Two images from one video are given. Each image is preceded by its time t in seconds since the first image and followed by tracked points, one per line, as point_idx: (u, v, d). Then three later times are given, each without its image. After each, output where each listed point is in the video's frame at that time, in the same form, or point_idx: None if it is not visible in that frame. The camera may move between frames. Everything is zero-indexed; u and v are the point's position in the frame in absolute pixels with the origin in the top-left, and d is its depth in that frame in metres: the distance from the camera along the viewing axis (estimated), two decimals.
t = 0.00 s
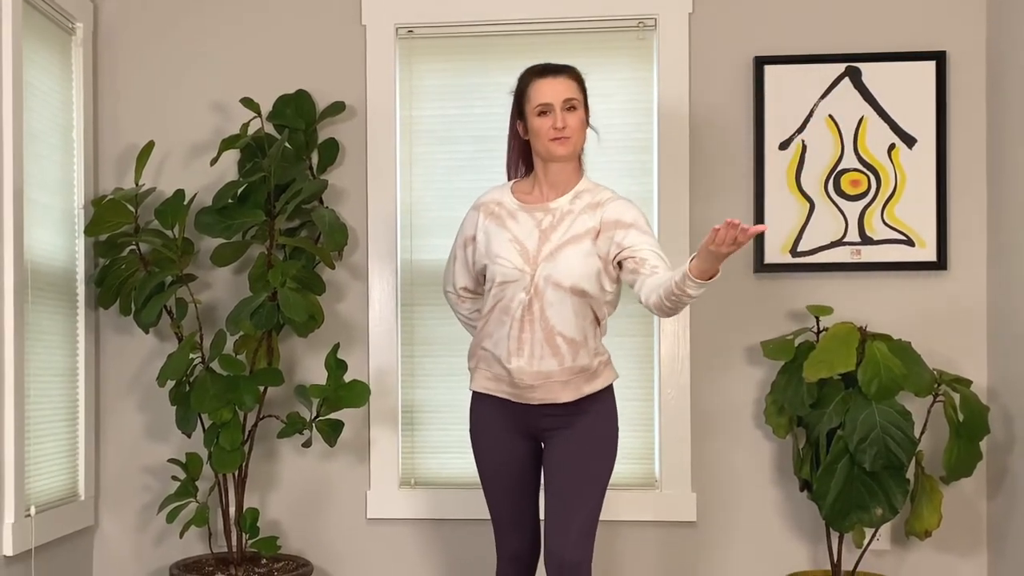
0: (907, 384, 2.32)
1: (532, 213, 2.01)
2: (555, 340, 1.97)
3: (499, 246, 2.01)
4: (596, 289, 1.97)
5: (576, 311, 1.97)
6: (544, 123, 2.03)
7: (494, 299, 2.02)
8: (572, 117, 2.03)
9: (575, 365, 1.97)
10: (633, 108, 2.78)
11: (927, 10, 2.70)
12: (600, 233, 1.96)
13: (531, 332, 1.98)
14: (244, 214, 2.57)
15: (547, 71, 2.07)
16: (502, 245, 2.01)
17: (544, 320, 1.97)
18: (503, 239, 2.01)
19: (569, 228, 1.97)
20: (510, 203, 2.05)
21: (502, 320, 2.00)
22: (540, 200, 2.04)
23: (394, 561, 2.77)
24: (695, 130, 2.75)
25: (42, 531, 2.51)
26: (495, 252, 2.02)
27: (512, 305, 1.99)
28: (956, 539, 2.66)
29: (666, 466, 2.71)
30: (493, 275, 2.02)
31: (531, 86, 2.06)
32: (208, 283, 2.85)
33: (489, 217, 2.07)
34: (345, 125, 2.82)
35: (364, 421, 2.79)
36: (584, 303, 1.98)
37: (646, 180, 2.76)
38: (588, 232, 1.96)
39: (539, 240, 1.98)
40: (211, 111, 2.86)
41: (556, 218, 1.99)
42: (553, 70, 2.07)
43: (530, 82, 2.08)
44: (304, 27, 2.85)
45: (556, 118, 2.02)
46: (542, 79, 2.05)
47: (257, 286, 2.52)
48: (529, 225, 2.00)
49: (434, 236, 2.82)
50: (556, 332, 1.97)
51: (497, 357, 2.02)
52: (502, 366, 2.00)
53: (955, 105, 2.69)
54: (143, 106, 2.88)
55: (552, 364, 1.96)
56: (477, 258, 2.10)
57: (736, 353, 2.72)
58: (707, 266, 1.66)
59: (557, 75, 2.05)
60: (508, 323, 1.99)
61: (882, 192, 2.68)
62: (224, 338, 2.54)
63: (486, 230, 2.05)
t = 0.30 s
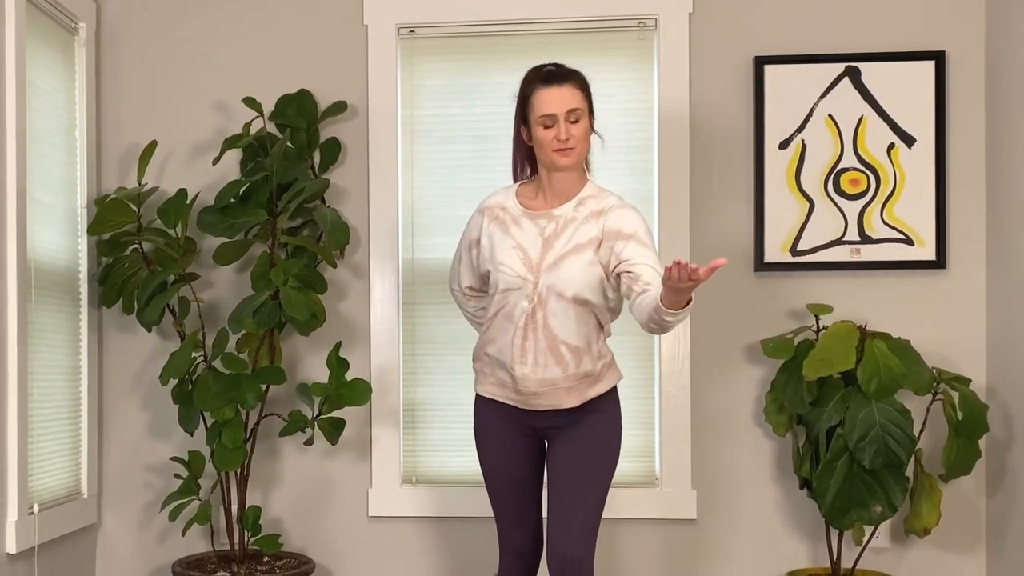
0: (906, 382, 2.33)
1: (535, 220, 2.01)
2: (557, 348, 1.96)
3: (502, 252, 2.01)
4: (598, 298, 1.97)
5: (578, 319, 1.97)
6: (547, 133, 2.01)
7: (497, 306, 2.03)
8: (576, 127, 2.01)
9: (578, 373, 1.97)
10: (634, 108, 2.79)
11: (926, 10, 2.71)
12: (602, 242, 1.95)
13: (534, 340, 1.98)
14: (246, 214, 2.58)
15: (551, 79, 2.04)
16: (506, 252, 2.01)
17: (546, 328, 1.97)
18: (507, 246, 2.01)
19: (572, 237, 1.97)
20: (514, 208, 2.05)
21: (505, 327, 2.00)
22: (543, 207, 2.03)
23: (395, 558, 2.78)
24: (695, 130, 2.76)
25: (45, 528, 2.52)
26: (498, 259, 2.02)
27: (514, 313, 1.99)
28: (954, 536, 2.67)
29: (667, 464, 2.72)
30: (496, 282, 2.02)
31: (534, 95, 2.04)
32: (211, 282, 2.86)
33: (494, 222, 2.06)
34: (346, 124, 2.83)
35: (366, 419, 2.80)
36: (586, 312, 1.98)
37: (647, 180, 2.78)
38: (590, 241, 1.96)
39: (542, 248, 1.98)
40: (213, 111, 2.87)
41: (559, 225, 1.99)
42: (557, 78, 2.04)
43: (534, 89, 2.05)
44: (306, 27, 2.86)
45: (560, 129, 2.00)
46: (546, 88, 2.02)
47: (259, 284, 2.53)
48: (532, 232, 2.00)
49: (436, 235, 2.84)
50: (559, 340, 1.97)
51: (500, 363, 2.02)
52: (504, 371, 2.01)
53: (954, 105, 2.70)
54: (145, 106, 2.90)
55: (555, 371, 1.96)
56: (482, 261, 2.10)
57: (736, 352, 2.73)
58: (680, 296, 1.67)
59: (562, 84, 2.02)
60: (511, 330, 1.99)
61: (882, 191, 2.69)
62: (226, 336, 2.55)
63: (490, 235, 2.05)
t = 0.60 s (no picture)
0: (905, 381, 2.35)
1: (540, 227, 2.01)
2: (561, 356, 1.97)
3: (506, 260, 2.01)
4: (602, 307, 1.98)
5: (581, 328, 1.97)
6: (551, 149, 1.97)
7: (501, 312, 2.03)
8: (580, 144, 1.96)
9: (581, 380, 1.98)
10: (634, 108, 2.80)
11: (925, 10, 2.72)
12: (605, 252, 1.95)
13: (538, 348, 1.99)
14: (248, 213, 2.58)
15: (555, 91, 1.98)
16: (510, 260, 2.01)
17: (550, 336, 1.97)
18: (510, 254, 2.01)
19: (576, 246, 1.96)
20: (518, 214, 2.05)
21: (509, 334, 2.02)
22: (547, 215, 2.02)
23: (397, 556, 2.80)
24: (695, 129, 2.77)
25: (49, 526, 2.54)
26: (502, 266, 2.02)
27: (519, 321, 2.00)
28: (954, 534, 2.68)
29: (667, 462, 2.74)
30: (500, 289, 2.02)
31: (537, 107, 1.99)
32: (213, 281, 2.88)
33: (498, 227, 2.06)
34: (348, 124, 2.84)
35: (368, 418, 2.82)
36: (590, 321, 1.98)
37: (647, 179, 2.79)
38: (593, 251, 1.95)
39: (546, 257, 1.98)
40: (216, 110, 2.89)
41: (563, 234, 1.98)
42: (561, 91, 1.98)
43: (537, 101, 2.00)
44: (308, 27, 2.87)
45: (563, 147, 1.96)
46: (549, 102, 1.97)
47: (262, 284, 2.54)
48: (536, 240, 2.00)
49: (437, 235, 2.85)
50: (563, 349, 1.97)
51: (504, 368, 2.04)
52: (508, 377, 2.02)
53: (954, 105, 2.71)
54: (148, 106, 2.91)
55: (558, 378, 1.97)
56: (486, 264, 2.10)
57: (737, 350, 2.74)
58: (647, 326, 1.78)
59: (565, 98, 1.96)
60: (515, 337, 2.00)
61: (881, 191, 2.71)
62: (229, 335, 2.56)
63: (494, 241, 2.05)
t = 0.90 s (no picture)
0: (904, 379, 2.36)
1: (541, 237, 2.01)
2: (564, 363, 1.99)
3: (509, 269, 2.02)
4: (604, 315, 1.99)
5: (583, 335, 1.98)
6: (551, 165, 1.96)
7: (504, 319, 2.05)
8: (582, 161, 1.95)
9: (584, 386, 2.00)
10: (635, 107, 2.81)
11: (925, 10, 2.74)
12: (607, 263, 1.95)
13: (540, 355, 2.00)
14: (249, 212, 2.59)
15: (556, 108, 1.96)
16: (512, 269, 2.02)
17: (552, 344, 1.99)
18: (513, 262, 2.02)
19: (578, 256, 1.97)
20: (520, 222, 2.05)
21: (512, 341, 2.03)
22: (550, 223, 2.02)
23: (398, 554, 2.81)
24: (696, 129, 2.78)
25: (52, 524, 2.55)
26: (504, 274, 2.03)
27: (521, 329, 2.01)
28: (953, 532, 2.69)
29: (668, 460, 2.75)
30: (503, 297, 2.04)
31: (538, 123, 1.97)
32: (216, 280, 2.89)
33: (501, 235, 2.07)
34: (350, 124, 2.85)
35: (369, 416, 2.83)
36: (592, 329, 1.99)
37: (648, 179, 2.80)
38: (595, 262, 1.96)
39: (548, 266, 1.99)
40: (219, 110, 2.90)
41: (565, 244, 1.99)
42: (562, 107, 1.96)
43: (537, 116, 1.97)
44: (310, 27, 2.89)
45: (564, 165, 1.94)
46: (549, 120, 1.94)
47: (264, 282, 2.55)
48: (538, 249, 2.01)
49: (439, 233, 2.86)
50: (565, 357, 1.99)
51: (508, 373, 2.05)
52: (512, 381, 2.04)
53: (953, 104, 2.72)
54: (151, 105, 2.92)
55: (561, 384, 1.99)
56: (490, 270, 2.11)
57: (737, 349, 2.75)
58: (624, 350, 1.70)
59: (566, 116, 1.94)
60: (518, 344, 2.02)
61: (881, 190, 2.72)
62: (231, 334, 2.57)
63: (497, 248, 2.06)
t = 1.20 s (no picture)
0: (903, 377, 2.37)
1: (541, 246, 2.01)
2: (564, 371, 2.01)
3: (509, 278, 2.03)
4: (604, 323, 1.99)
5: (582, 343, 2.00)
6: (550, 182, 1.92)
7: (506, 326, 2.07)
8: (581, 178, 1.92)
9: (584, 392, 2.01)
10: (635, 107, 2.82)
11: (924, 9, 2.75)
12: (607, 274, 1.95)
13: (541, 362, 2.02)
14: (251, 212, 2.60)
15: (556, 125, 1.92)
16: (512, 278, 2.03)
17: (552, 352, 2.00)
18: (513, 272, 2.03)
19: (578, 267, 1.97)
20: (520, 231, 2.05)
21: (513, 347, 2.05)
22: (549, 233, 2.02)
23: (399, 551, 2.82)
24: (696, 128, 2.79)
25: (55, 521, 2.56)
26: (505, 283, 2.04)
27: (522, 336, 2.03)
28: (951, 530, 2.70)
29: (668, 458, 2.76)
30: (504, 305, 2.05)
31: (537, 139, 1.94)
32: (218, 279, 2.90)
33: (501, 243, 2.08)
34: (351, 123, 2.87)
35: (371, 414, 2.84)
36: (592, 337, 2.01)
37: (648, 178, 2.81)
38: (595, 273, 1.96)
39: (548, 277, 2.00)
40: (222, 109, 2.91)
41: (564, 254, 1.99)
42: (562, 124, 1.92)
43: (537, 132, 1.94)
44: (312, 27, 2.90)
45: (563, 182, 1.91)
46: (550, 138, 1.91)
47: (266, 281, 2.56)
48: (538, 259, 2.01)
49: (440, 232, 2.87)
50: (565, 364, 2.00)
51: (509, 377, 2.08)
52: (513, 385, 2.06)
53: (952, 104, 2.73)
54: (154, 104, 2.93)
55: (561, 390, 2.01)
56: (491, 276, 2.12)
57: (737, 347, 2.76)
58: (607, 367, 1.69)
59: (566, 134, 1.91)
60: (519, 350, 2.03)
61: (880, 189, 2.73)
62: (233, 332, 2.59)
63: (497, 257, 2.07)
